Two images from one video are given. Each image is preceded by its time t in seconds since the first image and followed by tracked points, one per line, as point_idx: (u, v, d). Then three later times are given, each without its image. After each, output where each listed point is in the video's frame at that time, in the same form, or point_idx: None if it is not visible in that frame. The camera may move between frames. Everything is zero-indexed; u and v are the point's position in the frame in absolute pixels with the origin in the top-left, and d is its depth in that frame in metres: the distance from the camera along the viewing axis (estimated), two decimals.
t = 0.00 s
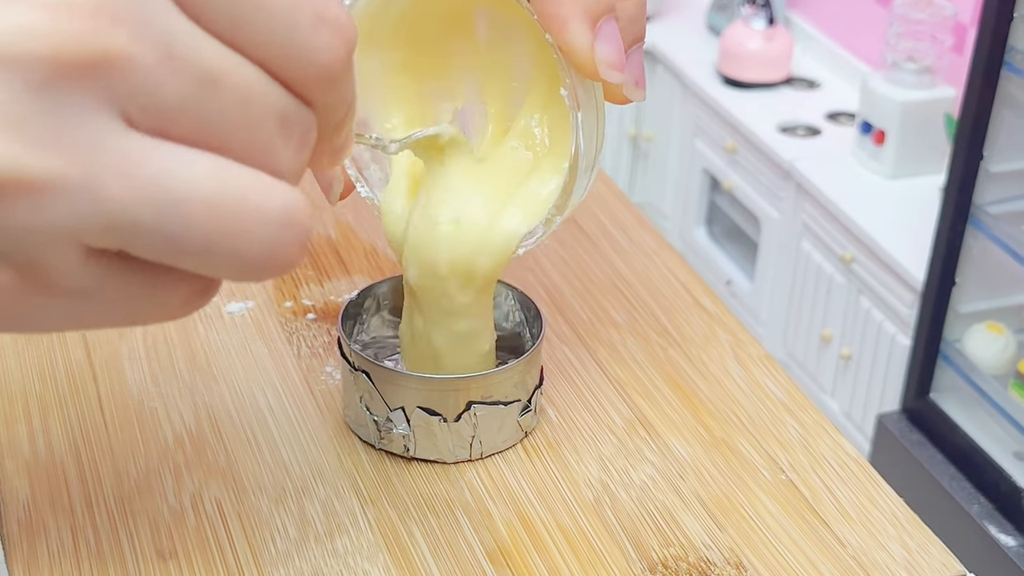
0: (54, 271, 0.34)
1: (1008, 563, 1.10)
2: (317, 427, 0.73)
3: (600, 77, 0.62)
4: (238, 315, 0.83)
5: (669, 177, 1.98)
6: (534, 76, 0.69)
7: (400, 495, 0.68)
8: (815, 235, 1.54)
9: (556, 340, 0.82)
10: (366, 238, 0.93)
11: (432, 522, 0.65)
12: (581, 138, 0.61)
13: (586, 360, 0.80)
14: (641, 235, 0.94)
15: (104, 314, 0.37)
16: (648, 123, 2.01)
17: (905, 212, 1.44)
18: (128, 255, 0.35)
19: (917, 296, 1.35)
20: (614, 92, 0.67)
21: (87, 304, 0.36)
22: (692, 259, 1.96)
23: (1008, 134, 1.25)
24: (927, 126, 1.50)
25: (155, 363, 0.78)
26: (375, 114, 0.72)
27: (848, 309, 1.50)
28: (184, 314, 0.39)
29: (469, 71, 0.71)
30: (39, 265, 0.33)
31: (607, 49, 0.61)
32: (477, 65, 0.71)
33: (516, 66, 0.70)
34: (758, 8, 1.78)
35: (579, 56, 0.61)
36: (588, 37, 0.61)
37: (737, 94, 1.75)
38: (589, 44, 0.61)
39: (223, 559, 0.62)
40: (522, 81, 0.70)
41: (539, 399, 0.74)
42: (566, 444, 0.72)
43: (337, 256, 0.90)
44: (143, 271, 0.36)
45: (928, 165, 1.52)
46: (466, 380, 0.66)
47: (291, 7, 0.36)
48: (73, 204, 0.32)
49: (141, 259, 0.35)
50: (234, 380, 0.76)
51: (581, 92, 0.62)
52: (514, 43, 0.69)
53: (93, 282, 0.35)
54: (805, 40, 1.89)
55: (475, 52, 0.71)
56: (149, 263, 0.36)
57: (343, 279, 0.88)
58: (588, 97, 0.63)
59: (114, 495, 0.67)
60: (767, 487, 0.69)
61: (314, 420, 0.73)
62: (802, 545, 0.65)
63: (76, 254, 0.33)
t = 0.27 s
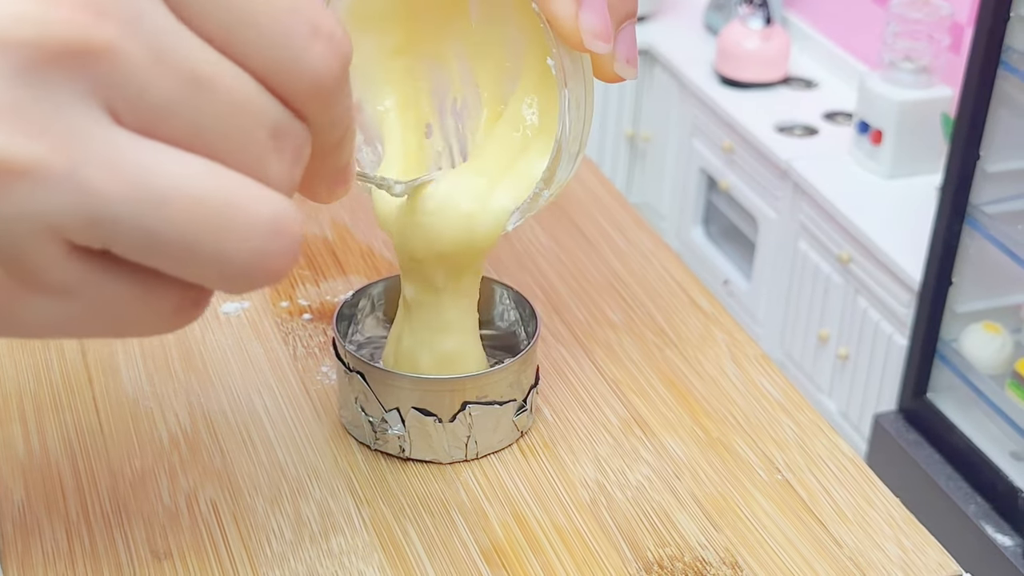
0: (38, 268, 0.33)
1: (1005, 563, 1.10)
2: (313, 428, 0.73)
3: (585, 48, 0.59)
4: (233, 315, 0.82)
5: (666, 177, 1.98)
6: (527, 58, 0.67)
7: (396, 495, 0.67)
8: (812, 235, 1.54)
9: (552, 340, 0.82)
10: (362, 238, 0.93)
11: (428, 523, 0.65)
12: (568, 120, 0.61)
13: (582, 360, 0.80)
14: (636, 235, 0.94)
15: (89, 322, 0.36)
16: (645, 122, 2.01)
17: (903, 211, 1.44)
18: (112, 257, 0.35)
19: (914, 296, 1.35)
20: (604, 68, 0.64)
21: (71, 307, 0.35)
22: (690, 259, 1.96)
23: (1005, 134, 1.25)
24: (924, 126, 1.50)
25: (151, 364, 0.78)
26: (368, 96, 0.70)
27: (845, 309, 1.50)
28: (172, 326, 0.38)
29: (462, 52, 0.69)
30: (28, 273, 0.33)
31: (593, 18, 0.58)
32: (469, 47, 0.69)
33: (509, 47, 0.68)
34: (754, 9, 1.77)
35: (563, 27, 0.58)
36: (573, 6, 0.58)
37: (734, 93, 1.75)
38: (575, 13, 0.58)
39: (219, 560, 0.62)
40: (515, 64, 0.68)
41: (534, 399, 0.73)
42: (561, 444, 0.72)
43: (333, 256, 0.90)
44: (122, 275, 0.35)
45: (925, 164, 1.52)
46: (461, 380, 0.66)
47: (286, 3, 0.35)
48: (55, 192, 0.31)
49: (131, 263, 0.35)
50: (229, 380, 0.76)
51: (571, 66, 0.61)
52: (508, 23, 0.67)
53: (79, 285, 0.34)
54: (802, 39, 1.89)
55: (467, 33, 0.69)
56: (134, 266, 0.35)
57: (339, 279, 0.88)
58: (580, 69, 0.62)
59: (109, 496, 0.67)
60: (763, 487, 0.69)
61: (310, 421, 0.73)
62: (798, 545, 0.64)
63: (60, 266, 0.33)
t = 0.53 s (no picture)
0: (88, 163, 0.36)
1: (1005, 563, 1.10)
2: (312, 427, 0.73)
3: (588, 16, 0.59)
4: (232, 314, 0.82)
5: (665, 177, 1.98)
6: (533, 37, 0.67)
7: (395, 495, 0.67)
8: (811, 235, 1.54)
9: (552, 340, 0.82)
10: (361, 237, 0.93)
11: (427, 523, 0.65)
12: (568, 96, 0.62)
13: (581, 359, 0.80)
14: (636, 234, 0.94)
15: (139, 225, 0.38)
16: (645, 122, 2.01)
17: (902, 211, 1.44)
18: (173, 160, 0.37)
19: (914, 296, 1.35)
20: (607, 41, 0.64)
21: (123, 208, 0.37)
22: (689, 259, 1.96)
23: (1004, 133, 1.25)
24: (924, 125, 1.49)
25: (150, 364, 0.78)
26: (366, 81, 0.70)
27: (844, 309, 1.50)
28: (231, 242, 0.40)
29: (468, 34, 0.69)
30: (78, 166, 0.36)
31: None
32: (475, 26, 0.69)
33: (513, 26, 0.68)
34: (755, 7, 1.77)
35: None
36: None
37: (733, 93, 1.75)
38: None
39: (218, 560, 0.62)
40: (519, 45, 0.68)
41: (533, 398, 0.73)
42: (561, 444, 0.72)
43: (332, 256, 0.90)
44: (173, 173, 0.37)
45: (925, 163, 1.52)
46: (460, 381, 0.66)
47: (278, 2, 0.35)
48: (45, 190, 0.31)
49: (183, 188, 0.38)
50: (228, 380, 0.76)
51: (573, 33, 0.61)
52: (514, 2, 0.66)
53: (127, 180, 0.36)
54: (801, 39, 1.89)
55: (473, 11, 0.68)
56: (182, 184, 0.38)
57: (339, 279, 0.88)
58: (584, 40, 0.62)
59: (108, 496, 0.66)
60: (763, 487, 0.69)
61: (309, 420, 0.73)
62: (798, 545, 0.64)
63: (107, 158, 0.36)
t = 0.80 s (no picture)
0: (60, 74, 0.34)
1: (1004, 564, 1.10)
2: (311, 428, 0.73)
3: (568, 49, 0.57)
4: (231, 315, 0.82)
5: (665, 177, 1.98)
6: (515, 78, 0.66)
7: (395, 495, 0.67)
8: (810, 235, 1.54)
9: (551, 340, 0.82)
10: (360, 237, 0.93)
11: (426, 523, 0.65)
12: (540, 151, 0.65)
13: (580, 359, 0.80)
14: (635, 234, 0.94)
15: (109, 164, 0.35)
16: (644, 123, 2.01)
17: (901, 212, 1.44)
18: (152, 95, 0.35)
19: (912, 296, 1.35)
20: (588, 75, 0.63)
21: (158, 57, 0.41)
22: (688, 259, 1.96)
23: (1003, 134, 1.25)
24: (923, 126, 1.50)
25: (149, 364, 0.78)
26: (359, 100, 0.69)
27: (844, 309, 1.50)
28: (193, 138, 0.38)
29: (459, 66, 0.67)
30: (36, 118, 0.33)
31: (576, 17, 0.57)
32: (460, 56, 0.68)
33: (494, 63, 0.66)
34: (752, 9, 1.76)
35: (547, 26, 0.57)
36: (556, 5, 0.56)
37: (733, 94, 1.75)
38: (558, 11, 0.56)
39: (217, 560, 0.62)
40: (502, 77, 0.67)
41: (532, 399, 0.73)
42: (560, 444, 0.72)
43: (331, 256, 0.90)
44: (208, 22, 0.41)
45: (924, 164, 1.52)
46: (459, 381, 0.66)
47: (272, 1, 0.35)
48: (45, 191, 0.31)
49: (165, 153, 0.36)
50: (227, 381, 0.76)
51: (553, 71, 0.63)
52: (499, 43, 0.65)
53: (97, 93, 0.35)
54: (800, 39, 1.89)
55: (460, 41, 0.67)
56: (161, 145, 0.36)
57: (338, 279, 0.88)
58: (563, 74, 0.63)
59: (107, 496, 0.66)
60: (762, 487, 0.69)
61: (308, 420, 0.73)
62: (797, 545, 0.64)
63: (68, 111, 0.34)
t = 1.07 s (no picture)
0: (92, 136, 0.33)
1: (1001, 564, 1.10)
2: (308, 429, 0.73)
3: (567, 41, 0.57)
4: (229, 316, 0.82)
5: (662, 178, 1.98)
6: (528, 71, 0.67)
7: (392, 496, 0.67)
8: (807, 236, 1.54)
9: (548, 341, 0.82)
10: (357, 238, 0.93)
11: (424, 524, 0.65)
12: (538, 146, 0.62)
13: (577, 361, 0.80)
14: (631, 235, 0.94)
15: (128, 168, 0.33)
16: (641, 124, 2.01)
17: (898, 213, 1.44)
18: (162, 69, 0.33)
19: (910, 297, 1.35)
20: (591, 65, 0.63)
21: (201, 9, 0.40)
22: (686, 260, 1.96)
23: (1000, 135, 1.26)
24: (920, 127, 1.50)
25: (146, 365, 0.78)
26: (364, 95, 0.69)
27: (841, 310, 1.51)
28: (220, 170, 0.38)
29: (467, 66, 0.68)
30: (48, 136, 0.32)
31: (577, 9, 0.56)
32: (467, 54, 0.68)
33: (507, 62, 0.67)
34: (750, 9, 1.77)
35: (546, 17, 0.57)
36: None
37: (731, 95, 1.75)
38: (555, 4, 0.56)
39: (214, 561, 0.62)
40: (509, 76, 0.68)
41: (529, 400, 0.73)
42: (557, 445, 0.72)
43: (328, 257, 0.90)
44: None
45: (920, 165, 1.52)
46: (456, 382, 0.66)
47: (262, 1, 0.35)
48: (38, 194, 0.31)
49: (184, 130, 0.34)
50: (225, 382, 0.76)
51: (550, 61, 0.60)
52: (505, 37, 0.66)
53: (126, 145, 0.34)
54: (797, 40, 1.89)
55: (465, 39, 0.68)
56: (180, 129, 0.34)
57: (335, 280, 0.88)
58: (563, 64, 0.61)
59: (104, 497, 0.67)
60: (759, 488, 0.69)
61: (305, 421, 0.73)
62: (793, 546, 0.65)
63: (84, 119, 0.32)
